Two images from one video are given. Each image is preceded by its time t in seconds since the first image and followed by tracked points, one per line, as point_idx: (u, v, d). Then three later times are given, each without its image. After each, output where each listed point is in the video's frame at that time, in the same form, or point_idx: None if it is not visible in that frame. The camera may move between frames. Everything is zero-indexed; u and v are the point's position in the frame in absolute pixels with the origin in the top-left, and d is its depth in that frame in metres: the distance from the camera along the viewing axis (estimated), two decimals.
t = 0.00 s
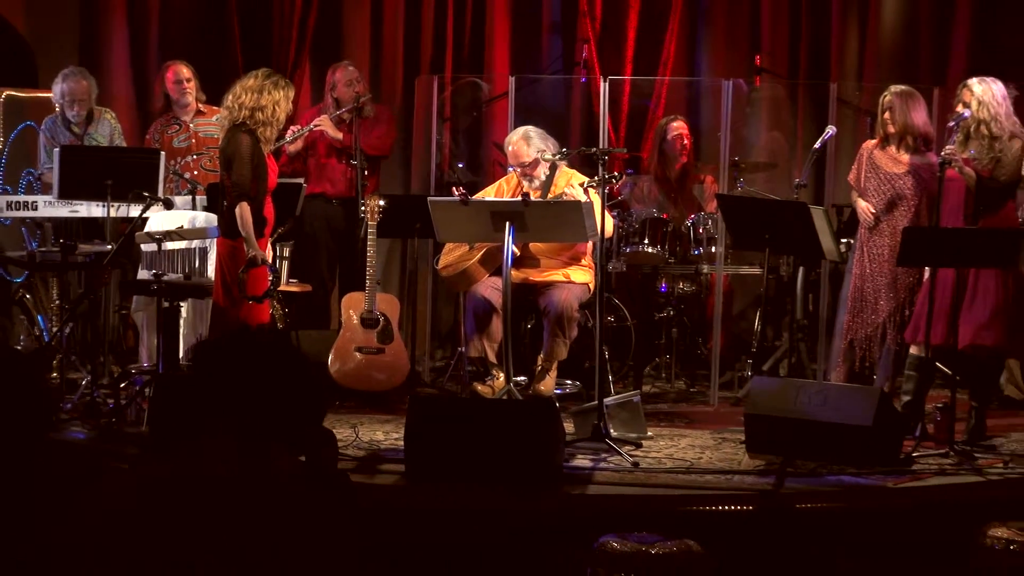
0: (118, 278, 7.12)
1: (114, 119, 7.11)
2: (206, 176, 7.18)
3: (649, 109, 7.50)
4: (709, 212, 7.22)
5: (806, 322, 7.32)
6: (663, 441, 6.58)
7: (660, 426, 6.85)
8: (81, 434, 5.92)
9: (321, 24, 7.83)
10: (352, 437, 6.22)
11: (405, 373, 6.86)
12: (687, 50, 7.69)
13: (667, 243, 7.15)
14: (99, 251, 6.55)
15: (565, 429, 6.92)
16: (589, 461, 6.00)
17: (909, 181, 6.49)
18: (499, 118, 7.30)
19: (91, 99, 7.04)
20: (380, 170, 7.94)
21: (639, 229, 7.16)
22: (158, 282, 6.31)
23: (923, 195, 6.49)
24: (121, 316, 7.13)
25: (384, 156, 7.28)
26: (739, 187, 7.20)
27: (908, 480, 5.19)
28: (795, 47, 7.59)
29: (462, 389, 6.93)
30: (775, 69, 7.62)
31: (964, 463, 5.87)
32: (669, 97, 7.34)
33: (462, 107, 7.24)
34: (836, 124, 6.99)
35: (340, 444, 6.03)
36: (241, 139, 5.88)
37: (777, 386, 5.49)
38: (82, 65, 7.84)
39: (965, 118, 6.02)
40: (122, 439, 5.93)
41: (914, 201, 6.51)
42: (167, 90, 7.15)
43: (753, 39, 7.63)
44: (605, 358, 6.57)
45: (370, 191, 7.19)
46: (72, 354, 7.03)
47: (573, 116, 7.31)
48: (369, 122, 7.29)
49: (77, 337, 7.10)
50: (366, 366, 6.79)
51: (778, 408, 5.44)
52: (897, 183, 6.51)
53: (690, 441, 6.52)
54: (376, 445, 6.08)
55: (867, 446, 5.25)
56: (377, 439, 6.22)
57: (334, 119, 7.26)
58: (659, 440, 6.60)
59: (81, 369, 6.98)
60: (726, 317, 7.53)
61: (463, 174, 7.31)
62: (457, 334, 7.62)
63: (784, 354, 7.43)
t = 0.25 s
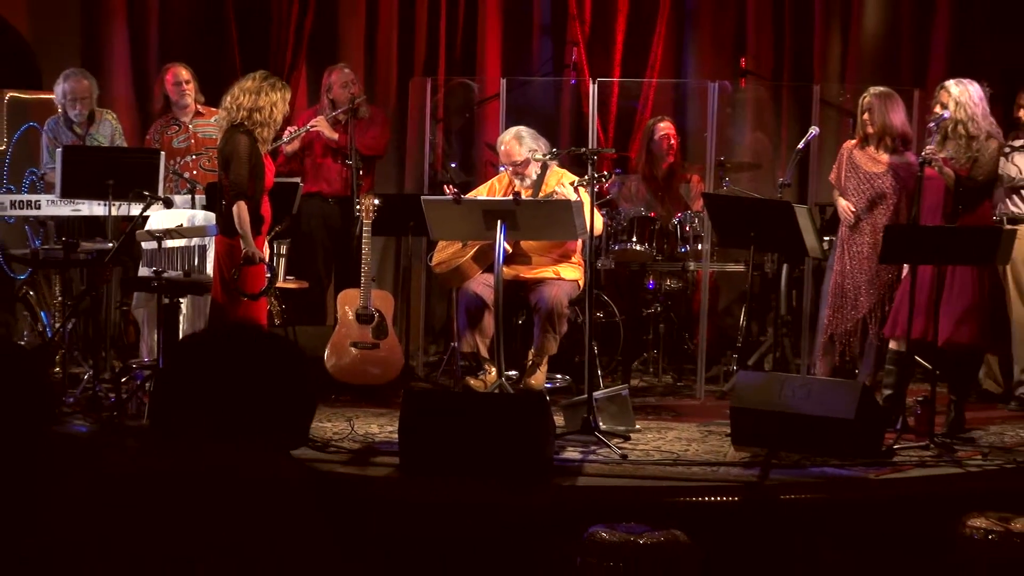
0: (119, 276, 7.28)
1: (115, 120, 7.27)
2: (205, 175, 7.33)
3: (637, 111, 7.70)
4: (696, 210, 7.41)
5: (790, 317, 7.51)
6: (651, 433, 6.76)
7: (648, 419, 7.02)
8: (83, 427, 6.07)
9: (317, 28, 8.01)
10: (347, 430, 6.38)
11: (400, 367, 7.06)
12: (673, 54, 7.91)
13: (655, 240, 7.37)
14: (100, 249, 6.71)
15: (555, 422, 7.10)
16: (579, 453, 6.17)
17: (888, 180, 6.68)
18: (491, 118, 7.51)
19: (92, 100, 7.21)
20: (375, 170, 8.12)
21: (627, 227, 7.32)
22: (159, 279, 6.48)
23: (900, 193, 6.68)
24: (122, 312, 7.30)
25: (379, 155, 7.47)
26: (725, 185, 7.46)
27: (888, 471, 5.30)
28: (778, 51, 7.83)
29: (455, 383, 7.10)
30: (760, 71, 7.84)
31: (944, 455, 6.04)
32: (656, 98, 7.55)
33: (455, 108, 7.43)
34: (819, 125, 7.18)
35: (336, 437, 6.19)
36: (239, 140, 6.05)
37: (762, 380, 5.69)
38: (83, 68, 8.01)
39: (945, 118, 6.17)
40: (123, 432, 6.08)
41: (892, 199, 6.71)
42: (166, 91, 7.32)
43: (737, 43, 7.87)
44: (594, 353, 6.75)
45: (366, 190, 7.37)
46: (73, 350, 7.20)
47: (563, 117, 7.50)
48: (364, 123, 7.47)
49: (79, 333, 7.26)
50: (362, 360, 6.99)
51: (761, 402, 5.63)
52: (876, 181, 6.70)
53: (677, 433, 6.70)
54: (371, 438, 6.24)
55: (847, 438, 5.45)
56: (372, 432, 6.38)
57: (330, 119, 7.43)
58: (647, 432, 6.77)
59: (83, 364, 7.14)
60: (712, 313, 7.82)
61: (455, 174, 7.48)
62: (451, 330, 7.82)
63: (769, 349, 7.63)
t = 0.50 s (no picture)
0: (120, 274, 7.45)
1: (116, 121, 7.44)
2: (205, 176, 7.49)
3: (626, 113, 7.82)
4: (684, 210, 7.59)
5: (775, 314, 7.69)
6: (640, 427, 6.94)
7: (638, 414, 7.21)
8: (87, 421, 6.22)
9: (315, 32, 8.21)
10: (344, 424, 6.55)
11: (395, 362, 7.24)
12: (661, 58, 8.14)
13: (644, 239, 7.59)
14: (103, 248, 6.87)
15: (547, 416, 7.30)
16: (570, 446, 6.35)
17: (867, 179, 6.87)
18: (485, 120, 7.63)
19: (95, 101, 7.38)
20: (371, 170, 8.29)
21: (617, 226, 7.54)
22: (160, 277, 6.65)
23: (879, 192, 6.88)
24: (123, 310, 7.46)
25: (375, 156, 7.65)
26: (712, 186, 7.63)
27: (873, 463, 5.54)
28: (763, 55, 8.06)
29: (449, 378, 7.28)
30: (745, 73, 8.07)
31: (924, 448, 6.14)
32: (644, 101, 7.69)
33: (450, 110, 7.59)
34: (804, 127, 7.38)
35: (333, 431, 6.35)
36: (238, 141, 6.22)
37: (748, 376, 5.87)
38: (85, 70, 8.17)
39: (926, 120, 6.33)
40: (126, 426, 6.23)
41: (871, 198, 6.90)
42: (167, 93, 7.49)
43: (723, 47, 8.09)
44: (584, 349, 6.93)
45: (362, 190, 7.55)
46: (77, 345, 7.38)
47: (554, 118, 7.68)
48: (361, 124, 7.66)
49: (82, 330, 7.42)
50: (358, 356, 7.18)
51: (747, 396, 5.82)
52: (855, 181, 6.88)
53: (665, 427, 6.89)
54: (367, 431, 6.41)
55: (830, 431, 5.65)
56: (368, 426, 6.55)
57: (327, 121, 7.61)
58: (637, 426, 6.95)
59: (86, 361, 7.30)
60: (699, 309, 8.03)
61: (449, 174, 7.64)
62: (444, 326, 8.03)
63: (755, 345, 7.83)
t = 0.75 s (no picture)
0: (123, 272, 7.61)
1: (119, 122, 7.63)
2: (206, 176, 7.67)
3: (617, 116, 8.07)
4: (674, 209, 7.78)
5: (763, 311, 7.84)
6: (631, 421, 7.12)
7: (629, 408, 7.39)
8: (92, 416, 6.38)
9: (313, 36, 8.41)
10: (342, 419, 6.70)
11: (392, 358, 7.42)
12: (651, 62, 8.36)
13: (635, 238, 7.75)
14: (107, 247, 7.03)
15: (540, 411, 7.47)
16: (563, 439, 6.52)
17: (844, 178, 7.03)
18: (479, 123, 7.83)
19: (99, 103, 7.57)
20: (368, 171, 8.48)
21: (610, 225, 7.72)
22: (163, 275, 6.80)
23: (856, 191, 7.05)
24: (126, 307, 7.63)
25: (372, 157, 7.85)
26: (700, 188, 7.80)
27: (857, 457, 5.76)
28: (751, 59, 8.26)
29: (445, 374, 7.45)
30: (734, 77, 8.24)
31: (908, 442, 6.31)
32: (636, 103, 7.97)
33: (445, 112, 7.80)
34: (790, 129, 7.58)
35: (331, 425, 6.51)
36: (238, 143, 6.39)
37: (735, 372, 6.06)
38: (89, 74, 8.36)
39: (909, 122, 6.51)
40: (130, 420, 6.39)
41: (854, 198, 7.07)
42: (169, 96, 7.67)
43: (711, 51, 8.31)
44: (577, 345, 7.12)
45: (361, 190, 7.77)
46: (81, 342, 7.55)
47: (546, 120, 7.92)
48: (358, 126, 7.84)
49: (86, 327, 7.59)
50: (356, 352, 7.35)
51: (735, 391, 6.01)
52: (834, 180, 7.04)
53: (656, 421, 7.07)
54: (364, 426, 6.57)
55: (815, 424, 5.83)
56: (365, 420, 6.71)
57: (326, 123, 7.79)
58: (628, 421, 7.13)
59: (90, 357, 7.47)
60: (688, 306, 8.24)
61: (445, 175, 7.85)
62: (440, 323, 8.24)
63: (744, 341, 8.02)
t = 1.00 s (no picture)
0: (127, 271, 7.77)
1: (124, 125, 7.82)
2: (208, 177, 7.84)
3: (609, 118, 8.20)
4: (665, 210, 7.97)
5: (751, 309, 8.06)
6: (623, 417, 7.30)
7: (622, 404, 7.57)
8: (97, 412, 6.52)
9: (313, 40, 8.60)
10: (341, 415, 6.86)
11: (390, 354, 7.61)
12: (643, 65, 8.57)
13: (627, 237, 7.96)
14: (111, 246, 7.19)
15: (534, 407, 7.64)
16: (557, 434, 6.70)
17: (821, 178, 7.21)
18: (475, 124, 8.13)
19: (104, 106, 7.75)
20: (367, 172, 8.68)
21: (602, 225, 7.99)
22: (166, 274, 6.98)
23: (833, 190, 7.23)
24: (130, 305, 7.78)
25: (370, 159, 8.03)
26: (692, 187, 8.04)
27: (844, 450, 5.98)
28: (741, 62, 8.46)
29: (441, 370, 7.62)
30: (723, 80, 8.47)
31: (893, 436, 6.49)
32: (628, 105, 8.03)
33: (442, 114, 8.00)
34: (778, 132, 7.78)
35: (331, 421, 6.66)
36: (240, 144, 6.56)
37: (726, 367, 6.21)
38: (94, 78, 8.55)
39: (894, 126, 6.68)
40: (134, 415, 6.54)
41: (837, 202, 7.27)
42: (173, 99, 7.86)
43: (702, 55, 8.51)
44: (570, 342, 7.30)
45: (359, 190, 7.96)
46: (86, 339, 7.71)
47: (540, 122, 8.03)
48: (356, 128, 8.02)
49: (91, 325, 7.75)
50: (355, 349, 7.53)
51: (725, 385, 6.19)
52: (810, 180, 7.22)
53: (647, 416, 7.25)
54: (363, 421, 6.73)
55: (802, 418, 6.02)
56: (364, 416, 6.87)
57: (325, 125, 7.97)
58: (620, 416, 7.31)
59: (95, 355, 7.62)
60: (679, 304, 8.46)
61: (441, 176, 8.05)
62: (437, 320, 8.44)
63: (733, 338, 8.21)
